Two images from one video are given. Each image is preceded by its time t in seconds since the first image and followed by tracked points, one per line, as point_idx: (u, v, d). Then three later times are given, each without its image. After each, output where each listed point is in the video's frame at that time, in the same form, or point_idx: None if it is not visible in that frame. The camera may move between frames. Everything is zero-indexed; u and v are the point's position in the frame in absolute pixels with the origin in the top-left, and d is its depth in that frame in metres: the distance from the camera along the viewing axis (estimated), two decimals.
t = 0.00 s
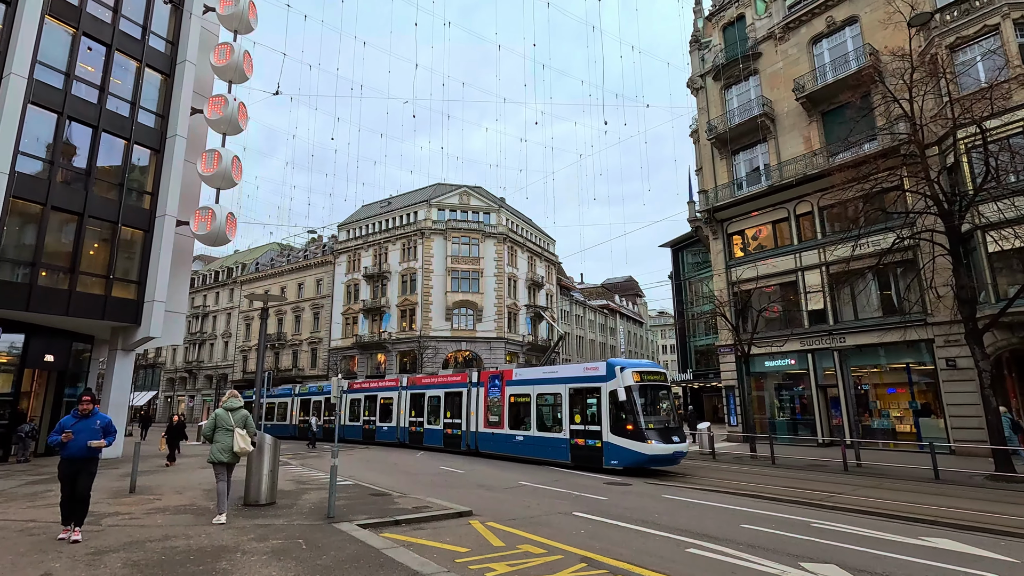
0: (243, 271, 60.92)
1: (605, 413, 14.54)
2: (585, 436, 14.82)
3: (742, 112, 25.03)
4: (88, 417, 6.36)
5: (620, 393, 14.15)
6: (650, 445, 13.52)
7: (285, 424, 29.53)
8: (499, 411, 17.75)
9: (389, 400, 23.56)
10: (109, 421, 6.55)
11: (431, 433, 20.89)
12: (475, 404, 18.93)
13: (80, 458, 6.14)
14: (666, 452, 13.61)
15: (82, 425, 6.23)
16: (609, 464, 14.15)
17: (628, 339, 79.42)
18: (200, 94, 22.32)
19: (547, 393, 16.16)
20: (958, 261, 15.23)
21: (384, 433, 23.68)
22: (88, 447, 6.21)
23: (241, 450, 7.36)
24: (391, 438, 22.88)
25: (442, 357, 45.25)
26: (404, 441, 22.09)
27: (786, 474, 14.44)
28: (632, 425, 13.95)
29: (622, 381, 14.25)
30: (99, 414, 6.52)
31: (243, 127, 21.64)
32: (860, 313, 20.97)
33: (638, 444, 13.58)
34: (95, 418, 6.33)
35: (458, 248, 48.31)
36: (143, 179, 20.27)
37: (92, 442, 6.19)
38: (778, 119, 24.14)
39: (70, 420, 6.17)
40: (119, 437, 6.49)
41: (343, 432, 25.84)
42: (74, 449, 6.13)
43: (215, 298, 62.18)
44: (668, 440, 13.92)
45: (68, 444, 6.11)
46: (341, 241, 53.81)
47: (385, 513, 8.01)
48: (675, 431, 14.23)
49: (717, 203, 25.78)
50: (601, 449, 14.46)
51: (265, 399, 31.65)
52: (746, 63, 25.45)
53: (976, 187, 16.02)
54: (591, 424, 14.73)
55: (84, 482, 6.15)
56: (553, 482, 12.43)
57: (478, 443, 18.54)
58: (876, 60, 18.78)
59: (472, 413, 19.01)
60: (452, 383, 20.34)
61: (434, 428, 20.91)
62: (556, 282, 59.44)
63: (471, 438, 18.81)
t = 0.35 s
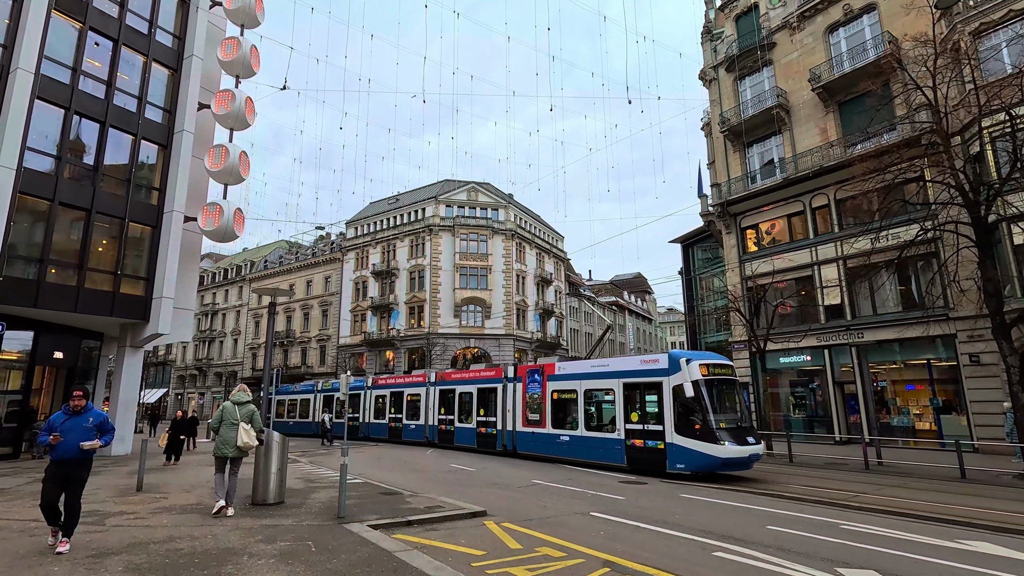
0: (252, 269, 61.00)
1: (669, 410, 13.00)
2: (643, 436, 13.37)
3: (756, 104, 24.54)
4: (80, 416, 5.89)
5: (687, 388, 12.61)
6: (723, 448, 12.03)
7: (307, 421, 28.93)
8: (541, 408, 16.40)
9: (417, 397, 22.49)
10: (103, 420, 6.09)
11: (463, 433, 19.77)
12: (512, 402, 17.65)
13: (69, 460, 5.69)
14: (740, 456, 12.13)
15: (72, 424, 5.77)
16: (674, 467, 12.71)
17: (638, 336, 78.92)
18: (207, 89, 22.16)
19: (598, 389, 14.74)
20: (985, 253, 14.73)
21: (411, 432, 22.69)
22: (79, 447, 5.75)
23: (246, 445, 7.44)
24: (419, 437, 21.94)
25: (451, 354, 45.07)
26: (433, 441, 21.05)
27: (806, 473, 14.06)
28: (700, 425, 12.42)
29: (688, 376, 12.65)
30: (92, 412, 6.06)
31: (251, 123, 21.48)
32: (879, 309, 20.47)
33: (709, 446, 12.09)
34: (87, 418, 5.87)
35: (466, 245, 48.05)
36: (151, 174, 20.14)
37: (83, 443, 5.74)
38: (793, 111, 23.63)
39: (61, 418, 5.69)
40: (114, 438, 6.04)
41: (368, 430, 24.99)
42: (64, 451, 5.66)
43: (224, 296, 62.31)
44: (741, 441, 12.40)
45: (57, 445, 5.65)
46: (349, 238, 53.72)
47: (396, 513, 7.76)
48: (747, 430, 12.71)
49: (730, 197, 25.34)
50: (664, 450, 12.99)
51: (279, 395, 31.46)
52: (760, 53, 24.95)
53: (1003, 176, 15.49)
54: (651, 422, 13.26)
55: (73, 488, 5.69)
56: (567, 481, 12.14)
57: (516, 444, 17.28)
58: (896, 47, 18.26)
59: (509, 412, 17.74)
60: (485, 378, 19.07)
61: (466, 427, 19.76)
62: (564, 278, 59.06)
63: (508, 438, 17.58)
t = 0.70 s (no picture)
0: (259, 265, 61.03)
1: (746, 407, 11.37)
2: (713, 437, 11.84)
3: (769, 94, 24.06)
4: (57, 417, 5.24)
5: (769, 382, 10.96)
6: (814, 450, 10.33)
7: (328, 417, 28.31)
8: (588, 406, 14.94)
9: (445, 392, 21.31)
10: (87, 421, 5.41)
11: (497, 430, 18.49)
12: (553, 397, 16.29)
13: (47, 468, 5.06)
14: (835, 460, 10.38)
15: (46, 428, 5.12)
16: (754, 473, 11.06)
17: (645, 332, 78.56)
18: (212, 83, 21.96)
19: (659, 384, 13.21)
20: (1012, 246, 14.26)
21: (439, 430, 21.54)
22: (55, 454, 5.09)
23: (249, 443, 7.27)
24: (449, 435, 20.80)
25: (458, 350, 44.84)
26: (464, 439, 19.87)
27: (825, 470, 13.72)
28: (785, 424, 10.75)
29: (771, 367, 11.02)
30: (74, 412, 5.38)
31: (257, 116, 21.26)
32: (897, 303, 20.00)
33: (796, 448, 10.46)
34: (64, 420, 5.21)
35: (473, 240, 47.78)
36: (157, 169, 19.96)
37: (57, 449, 5.07)
38: (807, 101, 23.14)
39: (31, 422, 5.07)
40: (97, 442, 5.35)
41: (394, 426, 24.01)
42: (38, 457, 5.04)
43: (232, 292, 62.40)
44: (837, 444, 10.62)
45: (31, 451, 5.04)
46: (356, 234, 53.58)
47: (408, 513, 7.50)
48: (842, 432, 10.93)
49: (742, 189, 24.94)
50: (740, 453, 11.36)
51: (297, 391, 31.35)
52: (773, 43, 24.46)
53: None
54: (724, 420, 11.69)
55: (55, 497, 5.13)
56: (581, 479, 11.84)
57: (559, 444, 15.93)
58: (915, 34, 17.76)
59: (549, 409, 16.34)
60: (523, 373, 17.69)
61: (500, 425, 18.46)
62: (572, 274, 58.71)
63: (549, 438, 16.25)
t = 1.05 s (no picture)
0: (269, 261, 61.13)
1: (853, 403, 9.79)
2: (807, 437, 10.33)
3: (786, 83, 23.50)
4: (41, 411, 4.48)
5: (884, 372, 9.36)
6: (944, 455, 8.73)
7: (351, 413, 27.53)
8: (647, 401, 13.47)
9: (478, 387, 20.12)
10: (74, 418, 4.66)
11: (536, 428, 17.16)
12: (603, 392, 14.82)
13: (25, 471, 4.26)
14: (969, 467, 8.75)
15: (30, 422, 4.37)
16: (863, 480, 9.49)
17: (656, 327, 77.98)
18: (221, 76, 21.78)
19: (734, 376, 11.69)
20: None
21: (471, 428, 20.38)
22: (38, 454, 4.32)
23: (252, 435, 8.13)
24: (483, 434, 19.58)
25: (468, 345, 44.63)
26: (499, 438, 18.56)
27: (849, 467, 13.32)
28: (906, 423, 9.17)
29: (886, 355, 9.44)
30: (60, 405, 4.61)
31: (265, 110, 21.06)
32: (919, 296, 19.47)
33: (921, 452, 8.88)
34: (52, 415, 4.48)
35: (482, 235, 47.49)
36: (166, 163, 19.80)
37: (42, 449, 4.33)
38: (825, 89, 22.56)
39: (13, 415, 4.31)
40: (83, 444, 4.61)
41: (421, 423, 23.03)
42: (15, 456, 4.25)
43: (242, 288, 62.58)
44: (971, 448, 8.97)
45: (8, 448, 4.25)
46: (365, 230, 53.46)
47: (423, 511, 7.24)
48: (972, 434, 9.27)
49: (758, 180, 24.43)
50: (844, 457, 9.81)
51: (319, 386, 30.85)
52: (789, 30, 23.88)
53: None
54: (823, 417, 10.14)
55: (26, 504, 4.31)
56: (598, 476, 11.51)
57: (611, 443, 14.47)
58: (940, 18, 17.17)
59: (599, 405, 14.89)
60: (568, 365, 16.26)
61: (540, 423, 17.10)
62: (582, 269, 58.26)
63: (599, 436, 14.80)
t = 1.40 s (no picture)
0: (281, 259, 61.27)
1: (1005, 403, 8.24)
2: (937, 442, 8.85)
3: (804, 73, 22.94)
4: (12, 412, 3.98)
5: None
6: None
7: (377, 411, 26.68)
8: (722, 400, 12.04)
9: (514, 383, 18.93)
10: (56, 416, 4.15)
11: (581, 429, 15.88)
12: (663, 388, 13.45)
13: None
14: None
15: None
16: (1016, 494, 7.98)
17: (668, 323, 77.30)
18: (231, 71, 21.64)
19: (837, 371, 10.25)
20: None
21: (506, 427, 19.25)
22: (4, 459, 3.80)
23: (260, 435, 7.87)
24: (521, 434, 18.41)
25: (479, 342, 44.41)
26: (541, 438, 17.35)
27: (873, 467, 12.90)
28: None
29: None
30: (38, 402, 4.11)
31: (275, 105, 20.89)
32: (944, 291, 18.92)
33: None
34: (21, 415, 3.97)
35: (493, 231, 47.19)
36: (176, 159, 19.69)
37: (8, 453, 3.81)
38: (845, 79, 21.99)
39: None
40: (68, 445, 4.08)
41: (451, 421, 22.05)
42: None
43: (254, 286, 62.80)
44: None
45: None
46: (375, 227, 53.38)
47: (438, 513, 6.98)
48: None
49: (775, 173, 23.92)
50: (991, 468, 8.26)
51: (343, 382, 30.16)
52: (807, 19, 23.31)
53: None
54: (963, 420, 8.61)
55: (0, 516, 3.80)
56: (616, 476, 11.21)
57: (676, 446, 13.09)
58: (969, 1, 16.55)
59: (661, 403, 13.50)
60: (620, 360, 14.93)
61: (587, 423, 15.81)
62: (593, 265, 57.77)
63: (661, 439, 13.43)
